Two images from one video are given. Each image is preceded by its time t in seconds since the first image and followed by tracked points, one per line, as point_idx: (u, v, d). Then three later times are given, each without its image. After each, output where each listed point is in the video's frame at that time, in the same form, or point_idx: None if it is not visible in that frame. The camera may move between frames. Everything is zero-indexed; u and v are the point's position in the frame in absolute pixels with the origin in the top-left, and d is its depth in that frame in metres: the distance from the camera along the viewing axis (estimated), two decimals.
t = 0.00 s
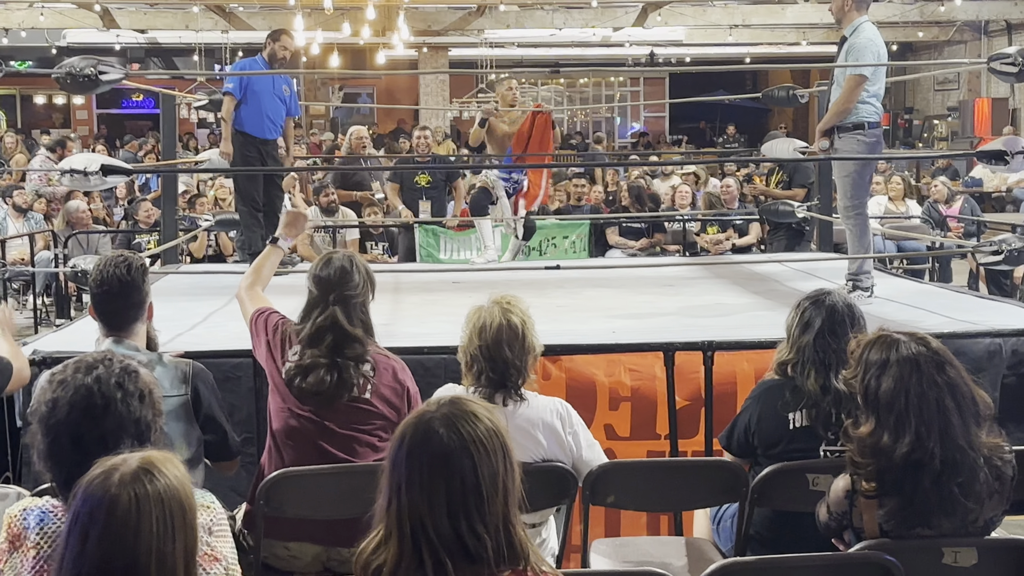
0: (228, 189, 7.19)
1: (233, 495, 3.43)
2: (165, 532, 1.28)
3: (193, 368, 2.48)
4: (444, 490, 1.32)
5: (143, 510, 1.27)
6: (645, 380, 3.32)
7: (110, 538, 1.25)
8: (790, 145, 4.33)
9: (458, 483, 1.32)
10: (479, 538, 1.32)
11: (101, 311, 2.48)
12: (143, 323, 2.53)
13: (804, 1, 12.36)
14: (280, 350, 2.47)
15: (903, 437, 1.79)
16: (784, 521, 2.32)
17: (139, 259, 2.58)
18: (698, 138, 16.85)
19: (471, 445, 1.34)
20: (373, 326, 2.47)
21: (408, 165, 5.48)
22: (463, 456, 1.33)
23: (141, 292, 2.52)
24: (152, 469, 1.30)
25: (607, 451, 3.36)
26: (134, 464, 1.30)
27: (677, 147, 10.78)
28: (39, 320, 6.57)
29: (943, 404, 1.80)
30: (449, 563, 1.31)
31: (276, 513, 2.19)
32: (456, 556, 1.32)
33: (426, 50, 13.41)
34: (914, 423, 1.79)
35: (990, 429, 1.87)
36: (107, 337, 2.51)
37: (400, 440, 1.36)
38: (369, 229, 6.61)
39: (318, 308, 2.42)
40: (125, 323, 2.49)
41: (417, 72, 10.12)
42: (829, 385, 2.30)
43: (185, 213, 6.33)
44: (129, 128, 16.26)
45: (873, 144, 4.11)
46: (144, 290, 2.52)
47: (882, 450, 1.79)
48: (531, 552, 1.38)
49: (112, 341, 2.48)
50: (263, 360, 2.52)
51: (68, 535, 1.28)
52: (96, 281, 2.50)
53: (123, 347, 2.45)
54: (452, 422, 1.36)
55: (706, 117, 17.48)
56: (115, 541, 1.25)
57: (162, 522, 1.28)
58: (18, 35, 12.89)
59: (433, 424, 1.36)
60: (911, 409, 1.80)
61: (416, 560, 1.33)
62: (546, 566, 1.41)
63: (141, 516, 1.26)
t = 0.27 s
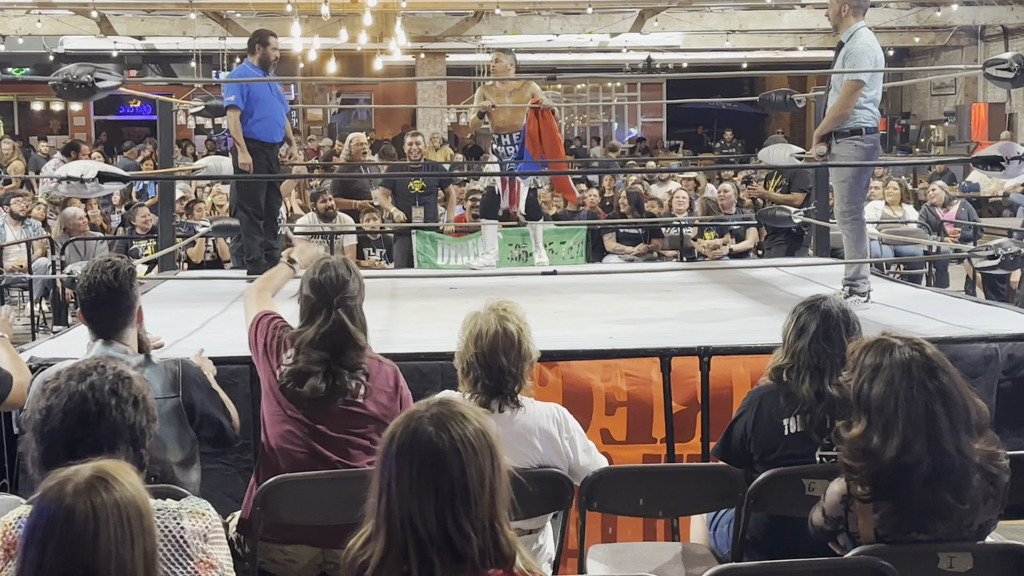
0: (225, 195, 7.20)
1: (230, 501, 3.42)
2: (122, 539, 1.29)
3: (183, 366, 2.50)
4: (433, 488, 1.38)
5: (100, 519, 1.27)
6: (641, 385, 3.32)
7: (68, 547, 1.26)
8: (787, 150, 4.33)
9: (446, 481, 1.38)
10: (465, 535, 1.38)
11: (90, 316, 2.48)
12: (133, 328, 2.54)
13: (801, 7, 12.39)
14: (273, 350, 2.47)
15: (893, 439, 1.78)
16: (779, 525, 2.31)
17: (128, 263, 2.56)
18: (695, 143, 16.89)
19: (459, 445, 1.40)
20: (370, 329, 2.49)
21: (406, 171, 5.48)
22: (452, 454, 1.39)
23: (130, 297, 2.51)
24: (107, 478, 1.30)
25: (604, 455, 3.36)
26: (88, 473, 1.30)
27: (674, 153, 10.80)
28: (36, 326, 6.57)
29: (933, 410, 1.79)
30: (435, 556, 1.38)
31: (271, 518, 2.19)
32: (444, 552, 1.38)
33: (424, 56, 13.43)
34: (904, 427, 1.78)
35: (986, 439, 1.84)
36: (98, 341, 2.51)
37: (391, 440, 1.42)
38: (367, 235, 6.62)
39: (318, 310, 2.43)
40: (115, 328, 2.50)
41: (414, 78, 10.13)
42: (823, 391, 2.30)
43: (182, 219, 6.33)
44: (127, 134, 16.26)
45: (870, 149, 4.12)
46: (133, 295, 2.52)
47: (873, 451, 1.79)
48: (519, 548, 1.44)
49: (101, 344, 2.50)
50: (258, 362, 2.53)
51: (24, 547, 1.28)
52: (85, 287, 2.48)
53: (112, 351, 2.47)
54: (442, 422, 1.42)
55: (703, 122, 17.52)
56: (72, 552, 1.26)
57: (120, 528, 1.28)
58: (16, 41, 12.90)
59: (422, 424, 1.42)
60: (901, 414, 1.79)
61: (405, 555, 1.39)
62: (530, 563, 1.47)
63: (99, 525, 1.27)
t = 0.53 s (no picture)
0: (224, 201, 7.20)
1: (229, 506, 3.42)
2: (83, 549, 1.32)
3: (174, 365, 2.55)
4: (426, 481, 1.44)
5: (61, 530, 1.31)
6: (639, 389, 3.32)
7: (29, 559, 1.29)
8: (785, 154, 4.34)
9: (438, 474, 1.45)
10: (461, 524, 1.44)
11: (86, 320, 2.49)
12: (128, 332, 2.54)
13: (799, 12, 12.41)
14: (271, 358, 2.49)
15: (873, 424, 1.87)
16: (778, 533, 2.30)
17: (124, 269, 2.55)
18: (695, 148, 16.92)
19: (449, 441, 1.47)
20: (367, 334, 2.50)
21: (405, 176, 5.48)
22: (442, 450, 1.46)
23: (125, 302, 2.51)
24: (65, 490, 1.34)
25: (601, 458, 3.36)
26: (44, 487, 1.33)
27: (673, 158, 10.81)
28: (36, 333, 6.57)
29: (914, 398, 1.86)
30: (432, 547, 1.43)
31: (270, 525, 2.19)
32: (439, 542, 1.43)
33: (423, 61, 13.45)
34: (883, 412, 1.86)
35: (975, 426, 1.90)
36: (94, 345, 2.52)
37: (381, 442, 1.49)
38: (366, 240, 6.62)
39: (312, 313, 2.44)
40: (110, 331, 2.50)
41: (412, 84, 10.14)
42: (819, 396, 2.31)
43: (181, 224, 6.34)
44: (126, 140, 16.27)
45: (869, 154, 4.13)
46: (128, 300, 2.52)
47: (854, 436, 1.88)
48: (516, 544, 1.48)
49: (95, 345, 2.51)
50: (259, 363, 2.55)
51: None
52: (79, 292, 2.49)
53: (107, 351, 2.49)
54: (430, 422, 1.48)
55: (702, 127, 17.54)
56: (33, 563, 1.29)
57: (81, 539, 1.32)
58: (15, 48, 12.89)
59: (410, 424, 1.49)
60: (878, 400, 1.88)
61: (399, 550, 1.44)
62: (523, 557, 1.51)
63: (61, 535, 1.31)
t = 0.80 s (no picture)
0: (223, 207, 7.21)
1: (228, 512, 3.41)
2: (76, 563, 1.33)
3: (174, 368, 2.55)
4: (447, 484, 1.50)
5: (52, 542, 1.32)
6: (639, 395, 3.33)
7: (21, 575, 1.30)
8: (784, 159, 4.35)
9: (459, 478, 1.50)
10: (479, 527, 1.49)
11: (84, 325, 2.49)
12: (126, 337, 2.54)
13: (798, 18, 12.42)
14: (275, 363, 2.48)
15: (851, 408, 1.98)
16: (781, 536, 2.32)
17: (122, 274, 2.55)
18: (694, 154, 16.94)
19: (471, 447, 1.53)
20: (369, 339, 2.49)
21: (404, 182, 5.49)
22: (466, 457, 1.51)
23: (124, 306, 2.51)
24: (57, 502, 1.34)
25: (601, 464, 3.36)
26: (35, 498, 1.34)
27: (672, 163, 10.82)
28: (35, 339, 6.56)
29: (896, 382, 1.98)
30: (451, 548, 1.48)
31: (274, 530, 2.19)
32: (458, 544, 1.48)
33: (422, 67, 13.48)
34: (865, 395, 1.98)
35: (951, 408, 2.01)
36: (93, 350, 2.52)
37: (405, 447, 1.54)
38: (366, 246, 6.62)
39: (312, 321, 2.44)
40: (109, 336, 2.50)
41: (411, 90, 10.16)
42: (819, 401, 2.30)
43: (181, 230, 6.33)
44: (125, 145, 16.28)
45: (868, 159, 4.13)
46: (127, 304, 2.52)
47: (834, 421, 2.00)
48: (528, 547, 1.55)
49: (93, 349, 2.50)
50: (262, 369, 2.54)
51: None
52: (79, 297, 2.49)
53: (106, 356, 2.48)
54: (454, 430, 1.54)
55: (701, 132, 17.57)
56: None
57: (74, 553, 1.33)
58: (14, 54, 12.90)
59: (435, 431, 1.54)
60: (860, 385, 1.99)
61: (412, 546, 1.49)
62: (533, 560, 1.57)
63: (53, 551, 1.31)
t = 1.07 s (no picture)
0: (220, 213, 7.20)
1: (225, 518, 3.40)
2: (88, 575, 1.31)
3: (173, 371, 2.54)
4: (444, 486, 1.49)
5: (68, 555, 1.30)
6: (638, 401, 3.32)
7: None
8: (781, 164, 4.35)
9: (455, 480, 1.50)
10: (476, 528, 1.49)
11: (83, 330, 2.48)
12: (124, 342, 2.53)
13: (795, 24, 12.44)
14: (279, 370, 2.49)
15: (828, 402, 2.04)
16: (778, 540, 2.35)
17: (121, 279, 2.54)
18: (692, 160, 16.96)
19: (466, 451, 1.53)
20: (373, 345, 2.48)
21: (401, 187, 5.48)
22: (462, 463, 1.51)
23: (122, 311, 2.50)
24: (68, 513, 1.33)
25: (599, 471, 3.36)
26: (46, 512, 1.32)
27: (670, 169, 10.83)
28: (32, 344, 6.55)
29: (874, 377, 2.05)
30: (450, 549, 1.47)
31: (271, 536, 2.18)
32: (457, 545, 1.48)
33: (420, 73, 13.50)
34: (844, 390, 2.04)
35: (927, 400, 2.09)
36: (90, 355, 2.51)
37: (400, 454, 1.54)
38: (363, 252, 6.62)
39: (316, 332, 2.44)
40: (106, 340, 2.50)
41: (409, 96, 10.17)
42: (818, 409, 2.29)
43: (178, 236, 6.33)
44: (123, 151, 16.28)
45: (865, 165, 4.13)
46: (125, 309, 2.51)
47: (811, 417, 2.05)
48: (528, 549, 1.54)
49: (91, 354, 2.50)
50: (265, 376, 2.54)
51: None
52: (78, 302, 2.47)
53: (103, 359, 2.48)
54: (451, 436, 1.53)
55: (699, 138, 17.59)
56: None
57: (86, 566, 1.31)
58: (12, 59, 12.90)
59: (429, 437, 1.54)
60: (841, 381, 2.05)
61: (415, 552, 1.48)
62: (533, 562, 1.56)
63: (66, 563, 1.29)
